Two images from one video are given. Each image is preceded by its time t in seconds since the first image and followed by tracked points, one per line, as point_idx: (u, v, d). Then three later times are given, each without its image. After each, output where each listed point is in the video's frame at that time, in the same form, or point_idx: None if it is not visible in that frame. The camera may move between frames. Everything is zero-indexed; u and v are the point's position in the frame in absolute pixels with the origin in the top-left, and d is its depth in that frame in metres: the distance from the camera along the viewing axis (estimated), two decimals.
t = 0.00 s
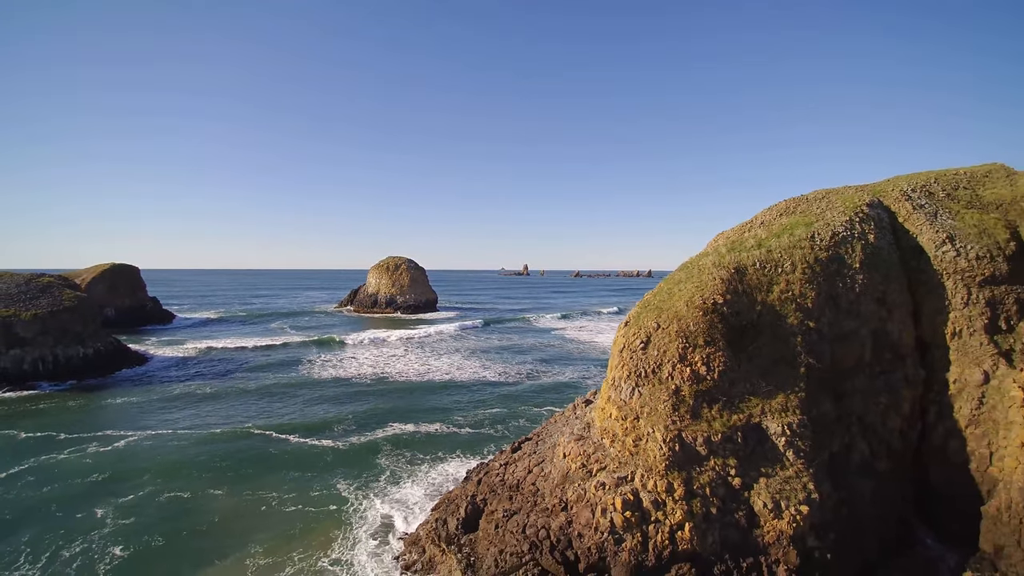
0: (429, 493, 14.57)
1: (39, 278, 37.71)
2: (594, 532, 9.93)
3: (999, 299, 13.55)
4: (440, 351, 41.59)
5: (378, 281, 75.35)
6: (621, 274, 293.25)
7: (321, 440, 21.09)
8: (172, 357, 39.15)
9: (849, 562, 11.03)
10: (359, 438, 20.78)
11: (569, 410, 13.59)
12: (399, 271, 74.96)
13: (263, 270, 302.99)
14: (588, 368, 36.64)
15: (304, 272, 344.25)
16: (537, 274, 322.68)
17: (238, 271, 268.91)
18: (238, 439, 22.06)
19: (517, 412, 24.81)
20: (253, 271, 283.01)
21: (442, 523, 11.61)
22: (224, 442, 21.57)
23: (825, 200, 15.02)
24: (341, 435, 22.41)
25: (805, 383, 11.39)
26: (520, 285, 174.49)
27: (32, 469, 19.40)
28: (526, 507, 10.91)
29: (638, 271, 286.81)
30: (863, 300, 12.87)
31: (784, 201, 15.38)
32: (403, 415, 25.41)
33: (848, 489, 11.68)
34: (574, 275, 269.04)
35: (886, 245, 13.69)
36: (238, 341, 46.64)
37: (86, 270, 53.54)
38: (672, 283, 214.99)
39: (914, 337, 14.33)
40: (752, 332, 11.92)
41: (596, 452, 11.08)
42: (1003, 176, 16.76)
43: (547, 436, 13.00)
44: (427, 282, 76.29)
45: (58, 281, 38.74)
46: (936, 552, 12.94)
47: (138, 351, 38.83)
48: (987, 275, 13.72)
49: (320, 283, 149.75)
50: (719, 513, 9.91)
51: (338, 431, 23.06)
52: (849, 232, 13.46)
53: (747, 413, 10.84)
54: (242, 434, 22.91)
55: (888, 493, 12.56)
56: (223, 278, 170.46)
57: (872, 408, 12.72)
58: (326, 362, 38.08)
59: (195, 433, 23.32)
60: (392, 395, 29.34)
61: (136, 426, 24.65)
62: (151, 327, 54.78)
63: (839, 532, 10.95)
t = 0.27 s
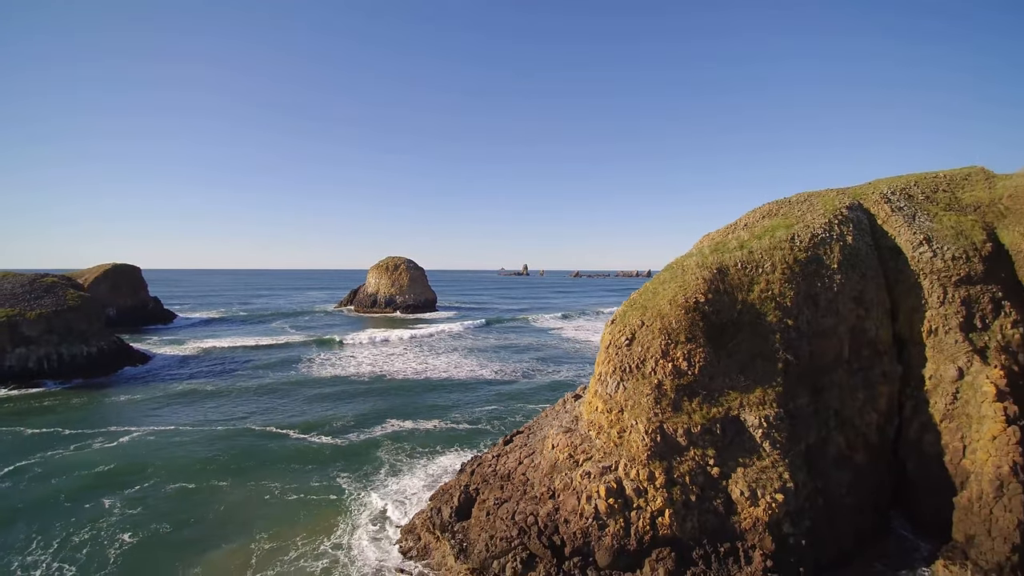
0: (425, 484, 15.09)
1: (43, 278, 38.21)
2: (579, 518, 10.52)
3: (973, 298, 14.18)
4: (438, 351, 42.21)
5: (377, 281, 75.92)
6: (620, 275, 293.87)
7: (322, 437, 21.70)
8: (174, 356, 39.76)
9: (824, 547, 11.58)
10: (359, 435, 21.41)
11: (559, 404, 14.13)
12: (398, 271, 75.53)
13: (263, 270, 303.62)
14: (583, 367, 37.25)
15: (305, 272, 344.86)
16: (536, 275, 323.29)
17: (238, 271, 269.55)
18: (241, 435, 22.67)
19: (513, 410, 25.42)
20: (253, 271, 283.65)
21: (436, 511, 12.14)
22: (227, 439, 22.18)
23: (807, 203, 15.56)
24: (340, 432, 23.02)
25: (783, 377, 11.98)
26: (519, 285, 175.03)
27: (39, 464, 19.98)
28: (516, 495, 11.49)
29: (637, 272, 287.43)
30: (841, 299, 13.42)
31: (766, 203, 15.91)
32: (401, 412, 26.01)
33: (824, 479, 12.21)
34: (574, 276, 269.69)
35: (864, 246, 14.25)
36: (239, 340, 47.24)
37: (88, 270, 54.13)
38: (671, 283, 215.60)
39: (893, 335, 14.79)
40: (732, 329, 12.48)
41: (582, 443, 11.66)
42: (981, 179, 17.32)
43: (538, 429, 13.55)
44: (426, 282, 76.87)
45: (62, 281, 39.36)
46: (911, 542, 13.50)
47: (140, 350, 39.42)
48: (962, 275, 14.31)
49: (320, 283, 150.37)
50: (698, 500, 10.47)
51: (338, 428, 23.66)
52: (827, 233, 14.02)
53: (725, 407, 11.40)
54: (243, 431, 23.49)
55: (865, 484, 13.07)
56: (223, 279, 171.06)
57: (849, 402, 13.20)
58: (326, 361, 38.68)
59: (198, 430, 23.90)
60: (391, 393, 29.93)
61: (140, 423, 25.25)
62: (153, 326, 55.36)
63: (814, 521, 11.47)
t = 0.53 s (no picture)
0: (423, 475, 15.66)
1: (48, 278, 38.75)
2: (567, 506, 11.11)
3: (950, 297, 14.73)
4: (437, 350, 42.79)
5: (377, 281, 76.49)
6: (620, 275, 294.42)
7: (323, 434, 22.28)
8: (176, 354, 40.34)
9: (801, 535, 12.13)
10: (358, 432, 21.98)
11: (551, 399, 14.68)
12: (398, 271, 76.12)
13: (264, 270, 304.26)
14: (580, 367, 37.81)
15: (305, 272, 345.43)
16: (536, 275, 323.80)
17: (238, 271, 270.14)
18: (243, 432, 23.23)
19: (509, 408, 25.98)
20: (253, 271, 284.23)
21: (433, 501, 12.72)
22: (230, 436, 22.75)
23: (791, 206, 16.10)
24: (341, 428, 23.59)
25: (763, 373, 12.55)
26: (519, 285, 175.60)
27: (47, 458, 20.56)
28: (508, 485, 12.07)
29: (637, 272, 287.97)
30: (821, 298, 13.98)
31: (752, 205, 16.44)
32: (400, 410, 26.58)
33: (803, 470, 12.73)
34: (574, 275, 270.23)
35: (844, 247, 14.78)
36: (240, 339, 47.82)
37: (90, 270, 54.70)
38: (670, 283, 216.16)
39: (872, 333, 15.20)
40: (715, 327, 13.03)
41: (571, 436, 12.25)
42: (962, 182, 17.84)
43: (530, 423, 14.12)
44: (426, 282, 77.43)
45: (66, 281, 39.95)
46: (889, 532, 13.91)
47: (143, 349, 40.01)
48: (940, 275, 14.83)
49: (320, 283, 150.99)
50: (680, 489, 11.05)
51: (338, 424, 24.23)
52: (809, 235, 14.57)
53: (707, 400, 11.96)
54: (245, 427, 24.04)
55: (844, 476, 13.58)
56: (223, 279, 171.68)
57: (828, 397, 13.74)
58: (326, 360, 39.25)
59: (201, 427, 24.47)
60: (390, 391, 30.47)
61: (144, 419, 25.85)
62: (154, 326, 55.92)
63: (792, 510, 11.98)
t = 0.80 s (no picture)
0: (420, 467, 16.23)
1: (52, 277, 39.28)
2: (556, 494, 11.67)
3: (929, 296, 15.23)
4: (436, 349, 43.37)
5: (377, 281, 77.07)
6: (619, 275, 294.99)
7: (325, 430, 22.88)
8: (179, 353, 40.91)
9: (782, 524, 12.59)
10: (359, 429, 22.55)
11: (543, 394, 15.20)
12: (398, 271, 76.68)
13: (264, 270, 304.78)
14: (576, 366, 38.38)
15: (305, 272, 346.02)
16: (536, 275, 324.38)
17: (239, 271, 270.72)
18: (245, 429, 23.79)
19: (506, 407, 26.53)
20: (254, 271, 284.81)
21: (429, 491, 13.25)
22: (232, 432, 23.32)
23: (776, 208, 16.67)
24: (341, 425, 24.22)
25: (745, 368, 13.11)
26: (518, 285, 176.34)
27: (53, 453, 21.13)
28: (500, 475, 12.63)
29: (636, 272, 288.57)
30: (802, 297, 14.55)
31: (738, 207, 17.00)
32: (398, 408, 27.17)
33: (784, 462, 13.23)
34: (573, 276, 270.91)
35: (826, 247, 15.34)
36: (242, 339, 48.40)
37: (93, 270, 55.25)
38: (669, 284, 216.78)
39: (854, 331, 15.69)
40: (700, 324, 13.59)
41: (561, 428, 12.82)
42: (943, 185, 18.39)
43: (523, 417, 14.66)
44: (425, 282, 77.96)
45: (71, 281, 40.55)
46: (865, 526, 13.94)
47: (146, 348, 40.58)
48: (919, 275, 15.35)
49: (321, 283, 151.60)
50: (663, 478, 11.61)
51: (338, 421, 24.79)
52: (791, 236, 15.14)
53: (691, 394, 12.52)
54: (247, 424, 24.61)
55: (826, 468, 14.07)
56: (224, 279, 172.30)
57: (809, 393, 14.27)
58: (326, 359, 39.81)
59: (204, 423, 25.03)
60: (388, 390, 31.00)
61: (148, 416, 26.41)
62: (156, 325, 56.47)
63: (772, 499, 12.47)
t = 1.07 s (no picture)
0: (419, 460, 16.81)
1: (56, 277, 39.82)
2: (547, 483, 12.24)
3: (909, 295, 15.82)
4: (435, 348, 43.97)
5: (378, 280, 77.66)
6: (619, 275, 295.65)
7: (326, 427, 23.48)
8: (181, 352, 41.48)
9: (763, 513, 13.15)
10: (360, 425, 23.17)
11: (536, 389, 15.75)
12: (398, 271, 77.27)
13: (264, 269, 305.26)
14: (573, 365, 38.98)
15: (305, 272, 346.62)
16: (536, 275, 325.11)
17: (239, 271, 271.26)
18: (248, 425, 24.38)
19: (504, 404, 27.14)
20: (254, 271, 285.39)
21: (426, 481, 13.79)
22: (236, 428, 23.90)
23: (762, 210, 17.24)
24: (342, 421, 24.82)
25: (728, 364, 13.68)
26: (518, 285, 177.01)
27: (61, 447, 21.70)
28: (494, 465, 13.21)
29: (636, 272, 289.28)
30: (785, 296, 15.13)
31: (726, 209, 17.55)
32: (398, 405, 27.81)
33: (766, 454, 13.79)
34: (573, 276, 271.61)
35: (809, 247, 15.91)
36: (243, 338, 49.00)
37: (96, 269, 55.80)
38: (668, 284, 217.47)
39: (836, 329, 16.22)
40: (686, 322, 14.16)
41: (552, 421, 13.39)
42: (926, 187, 18.94)
43: (517, 411, 15.21)
44: (425, 282, 78.53)
45: (75, 280, 41.11)
46: (846, 511, 14.70)
47: (149, 346, 41.15)
48: (899, 275, 15.89)
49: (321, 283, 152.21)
50: (649, 468, 12.19)
51: (339, 418, 25.39)
52: (775, 237, 15.70)
53: (676, 388, 13.09)
54: (249, 421, 25.18)
55: (808, 460, 14.61)
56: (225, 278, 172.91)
57: (792, 388, 14.83)
58: (326, 357, 40.39)
59: (208, 420, 25.62)
60: (387, 388, 31.52)
61: (152, 413, 26.99)
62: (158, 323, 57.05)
63: (754, 489, 13.02)
